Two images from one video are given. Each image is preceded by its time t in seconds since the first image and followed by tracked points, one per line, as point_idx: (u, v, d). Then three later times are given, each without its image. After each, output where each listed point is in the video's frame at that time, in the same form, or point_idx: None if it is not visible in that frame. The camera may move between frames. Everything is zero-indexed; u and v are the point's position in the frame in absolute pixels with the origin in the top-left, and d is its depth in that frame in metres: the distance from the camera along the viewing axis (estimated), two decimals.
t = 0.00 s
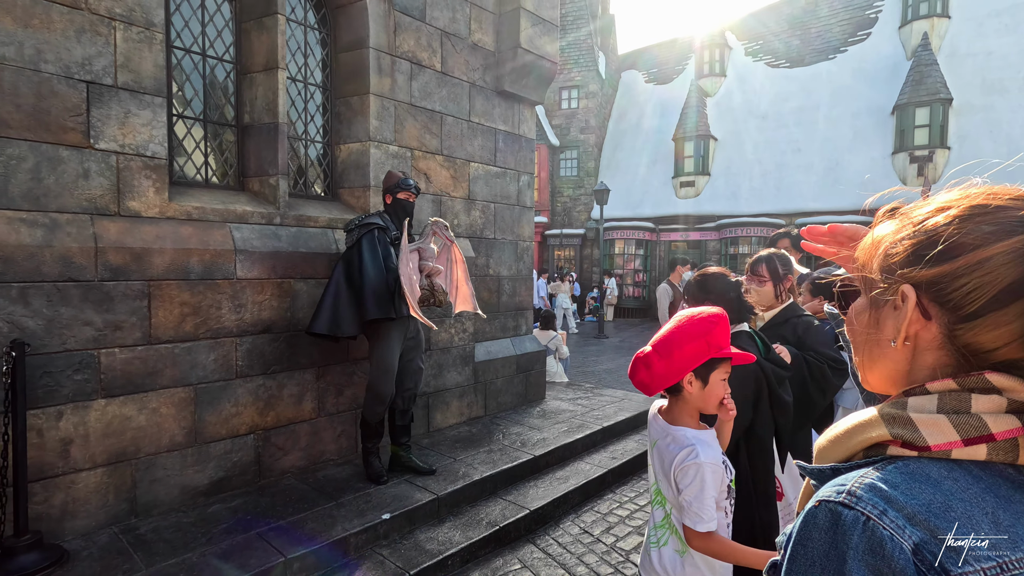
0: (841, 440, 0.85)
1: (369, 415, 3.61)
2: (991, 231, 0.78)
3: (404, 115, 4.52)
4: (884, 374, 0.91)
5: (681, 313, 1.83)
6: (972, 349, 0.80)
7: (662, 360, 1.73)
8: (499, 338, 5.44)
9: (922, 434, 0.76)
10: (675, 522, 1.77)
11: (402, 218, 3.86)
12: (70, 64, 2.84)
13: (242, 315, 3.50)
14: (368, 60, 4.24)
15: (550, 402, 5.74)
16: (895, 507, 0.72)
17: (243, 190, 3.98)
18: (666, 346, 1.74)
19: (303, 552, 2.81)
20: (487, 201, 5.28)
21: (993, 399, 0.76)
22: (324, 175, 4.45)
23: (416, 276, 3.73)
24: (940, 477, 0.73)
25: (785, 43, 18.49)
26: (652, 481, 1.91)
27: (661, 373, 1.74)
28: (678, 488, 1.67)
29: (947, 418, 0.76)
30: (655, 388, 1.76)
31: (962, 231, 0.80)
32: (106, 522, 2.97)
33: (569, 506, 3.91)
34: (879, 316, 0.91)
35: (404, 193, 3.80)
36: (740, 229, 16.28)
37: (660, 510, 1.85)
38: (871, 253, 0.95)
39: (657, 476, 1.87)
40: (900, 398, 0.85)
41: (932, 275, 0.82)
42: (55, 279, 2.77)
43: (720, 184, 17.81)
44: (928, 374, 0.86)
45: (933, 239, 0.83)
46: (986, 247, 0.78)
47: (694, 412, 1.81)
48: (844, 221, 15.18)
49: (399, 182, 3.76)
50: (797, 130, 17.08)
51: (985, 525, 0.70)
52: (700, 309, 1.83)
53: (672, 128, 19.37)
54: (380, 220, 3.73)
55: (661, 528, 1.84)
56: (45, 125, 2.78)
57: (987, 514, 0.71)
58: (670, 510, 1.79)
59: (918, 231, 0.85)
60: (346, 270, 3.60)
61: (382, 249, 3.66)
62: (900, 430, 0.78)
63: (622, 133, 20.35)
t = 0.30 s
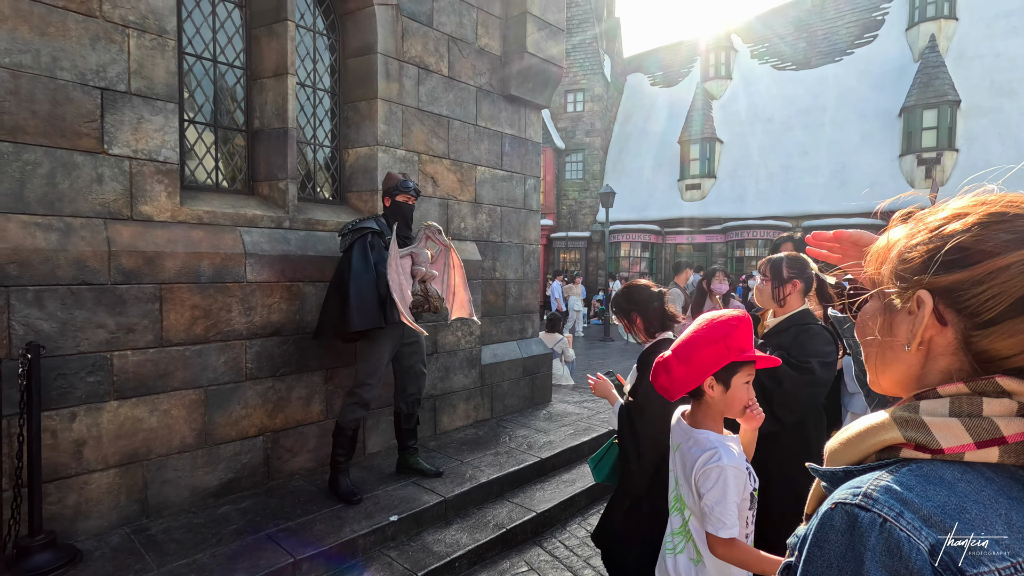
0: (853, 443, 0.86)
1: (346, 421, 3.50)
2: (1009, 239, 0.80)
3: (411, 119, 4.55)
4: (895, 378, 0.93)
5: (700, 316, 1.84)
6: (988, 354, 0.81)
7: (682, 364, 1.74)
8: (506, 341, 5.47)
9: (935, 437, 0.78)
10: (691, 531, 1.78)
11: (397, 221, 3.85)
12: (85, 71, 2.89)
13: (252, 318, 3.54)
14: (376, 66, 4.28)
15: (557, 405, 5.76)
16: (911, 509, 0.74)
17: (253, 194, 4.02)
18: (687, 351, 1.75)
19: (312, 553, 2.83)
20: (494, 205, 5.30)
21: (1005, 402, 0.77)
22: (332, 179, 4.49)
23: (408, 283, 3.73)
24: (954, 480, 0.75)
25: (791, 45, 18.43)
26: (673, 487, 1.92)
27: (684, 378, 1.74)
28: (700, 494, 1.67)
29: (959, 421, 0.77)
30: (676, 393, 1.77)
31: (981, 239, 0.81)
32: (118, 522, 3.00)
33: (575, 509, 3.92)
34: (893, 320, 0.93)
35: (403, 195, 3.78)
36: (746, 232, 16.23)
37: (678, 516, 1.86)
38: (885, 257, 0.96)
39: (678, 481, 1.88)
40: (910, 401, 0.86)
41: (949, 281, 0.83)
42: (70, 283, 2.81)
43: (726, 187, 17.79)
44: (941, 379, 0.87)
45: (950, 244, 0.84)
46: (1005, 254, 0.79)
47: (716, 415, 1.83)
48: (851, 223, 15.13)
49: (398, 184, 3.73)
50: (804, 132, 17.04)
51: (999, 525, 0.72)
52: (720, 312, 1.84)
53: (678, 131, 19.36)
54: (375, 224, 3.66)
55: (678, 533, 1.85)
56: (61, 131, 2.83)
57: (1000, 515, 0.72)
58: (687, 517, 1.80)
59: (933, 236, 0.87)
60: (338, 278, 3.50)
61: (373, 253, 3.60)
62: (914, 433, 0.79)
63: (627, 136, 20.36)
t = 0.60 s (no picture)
0: (870, 452, 0.86)
1: (346, 427, 3.54)
2: (1000, 252, 0.80)
3: (423, 127, 4.60)
4: (903, 388, 0.94)
5: (719, 325, 1.85)
6: (987, 365, 0.82)
7: (697, 371, 1.78)
8: (516, 347, 5.48)
9: (953, 446, 0.78)
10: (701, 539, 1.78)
11: (396, 228, 3.84)
12: (107, 83, 2.96)
13: (267, 324, 3.59)
14: (389, 75, 4.34)
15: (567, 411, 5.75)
16: (932, 518, 0.74)
17: (267, 202, 4.08)
18: (702, 358, 1.78)
19: (326, 558, 2.85)
20: (505, 211, 5.33)
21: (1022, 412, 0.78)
22: (346, 187, 4.55)
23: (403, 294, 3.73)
24: (972, 489, 0.75)
25: (802, 50, 18.35)
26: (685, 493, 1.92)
27: (698, 384, 1.78)
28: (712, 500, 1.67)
29: (977, 430, 0.77)
30: (689, 398, 1.81)
31: (974, 251, 0.83)
32: (135, 526, 3.05)
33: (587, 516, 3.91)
34: (897, 331, 0.94)
35: (403, 203, 3.77)
36: (757, 238, 16.15)
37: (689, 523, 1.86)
38: (890, 269, 0.97)
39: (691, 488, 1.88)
40: (924, 411, 0.87)
41: (949, 294, 0.84)
42: (91, 289, 2.87)
43: (737, 193, 17.73)
44: (948, 390, 0.87)
45: (944, 258, 0.86)
46: (995, 267, 0.80)
47: (730, 423, 1.83)
48: (864, 229, 15.01)
49: (400, 192, 3.73)
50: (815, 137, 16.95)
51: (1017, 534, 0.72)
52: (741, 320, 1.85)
53: (687, 137, 19.33)
54: (373, 232, 3.70)
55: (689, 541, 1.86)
56: (83, 142, 2.89)
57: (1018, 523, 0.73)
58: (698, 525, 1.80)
59: (930, 250, 0.88)
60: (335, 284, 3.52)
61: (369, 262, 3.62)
62: (931, 442, 0.80)
63: (637, 142, 20.36)
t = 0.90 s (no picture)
0: (885, 466, 0.86)
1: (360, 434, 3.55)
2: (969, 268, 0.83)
3: (436, 136, 4.64)
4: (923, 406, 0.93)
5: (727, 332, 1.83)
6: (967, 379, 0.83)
7: (710, 382, 1.75)
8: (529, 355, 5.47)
9: (962, 461, 0.77)
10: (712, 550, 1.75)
11: (412, 236, 3.83)
12: (129, 96, 3.02)
13: (282, 331, 3.62)
14: (403, 85, 4.38)
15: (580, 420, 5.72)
16: (939, 532, 0.73)
17: (283, 211, 4.13)
18: (711, 367, 1.76)
19: (339, 567, 2.86)
20: (517, 219, 5.35)
21: None
22: (360, 196, 4.59)
23: (411, 305, 3.73)
24: (984, 504, 0.74)
25: (815, 56, 18.26)
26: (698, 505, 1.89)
27: (711, 395, 1.75)
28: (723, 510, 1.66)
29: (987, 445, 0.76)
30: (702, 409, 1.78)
31: (947, 269, 0.85)
32: (152, 532, 3.07)
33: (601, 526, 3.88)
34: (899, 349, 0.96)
35: (420, 211, 3.76)
36: (769, 245, 16.03)
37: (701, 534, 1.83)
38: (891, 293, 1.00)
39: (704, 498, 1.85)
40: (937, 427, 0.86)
41: (923, 309, 0.87)
42: (111, 297, 2.92)
43: (749, 199, 17.64)
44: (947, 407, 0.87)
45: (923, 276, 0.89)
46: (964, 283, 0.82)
47: (743, 432, 1.79)
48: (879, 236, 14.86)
49: (417, 200, 3.70)
50: (828, 144, 16.83)
51: None
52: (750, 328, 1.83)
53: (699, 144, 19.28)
54: (387, 241, 3.73)
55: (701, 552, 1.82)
56: (106, 153, 2.95)
57: None
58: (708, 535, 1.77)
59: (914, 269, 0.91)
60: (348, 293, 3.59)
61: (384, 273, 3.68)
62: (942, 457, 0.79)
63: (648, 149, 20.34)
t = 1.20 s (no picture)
0: (907, 491, 0.85)
1: (384, 440, 3.56)
2: (1002, 294, 0.82)
3: (448, 145, 4.66)
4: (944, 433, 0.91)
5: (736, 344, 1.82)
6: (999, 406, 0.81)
7: (726, 397, 1.73)
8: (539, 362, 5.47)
9: (979, 488, 0.75)
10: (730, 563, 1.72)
11: (441, 244, 3.86)
12: (147, 107, 3.06)
13: (296, 340, 3.64)
14: (415, 94, 4.41)
15: (590, 428, 5.70)
16: (952, 557, 0.73)
17: (296, 219, 4.16)
18: (725, 381, 1.75)
19: None
20: (527, 227, 5.36)
21: None
22: (372, 204, 4.62)
23: (431, 313, 3.73)
24: (1001, 531, 0.73)
25: (823, 61, 18.19)
26: (711, 518, 1.86)
27: (728, 409, 1.74)
28: (743, 519, 1.65)
29: (1005, 472, 0.74)
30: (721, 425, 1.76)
31: (977, 294, 0.84)
32: (167, 539, 3.09)
33: (613, 535, 3.86)
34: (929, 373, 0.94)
35: (447, 220, 3.76)
36: (779, 250, 15.95)
37: (717, 547, 1.80)
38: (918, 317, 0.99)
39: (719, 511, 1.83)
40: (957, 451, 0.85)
41: (949, 334, 0.86)
42: (129, 307, 2.95)
43: (758, 204, 17.57)
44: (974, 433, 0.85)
45: (951, 300, 0.87)
46: (994, 309, 0.82)
47: (762, 441, 1.78)
48: (890, 240, 14.75)
49: (442, 209, 3.70)
50: (838, 148, 16.74)
51: None
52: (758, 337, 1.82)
53: (707, 148, 19.24)
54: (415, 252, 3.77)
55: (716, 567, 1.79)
56: (125, 164, 2.99)
57: None
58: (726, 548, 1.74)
59: (942, 293, 0.90)
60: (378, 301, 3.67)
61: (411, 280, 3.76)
62: (958, 483, 0.78)
63: (656, 154, 20.33)
